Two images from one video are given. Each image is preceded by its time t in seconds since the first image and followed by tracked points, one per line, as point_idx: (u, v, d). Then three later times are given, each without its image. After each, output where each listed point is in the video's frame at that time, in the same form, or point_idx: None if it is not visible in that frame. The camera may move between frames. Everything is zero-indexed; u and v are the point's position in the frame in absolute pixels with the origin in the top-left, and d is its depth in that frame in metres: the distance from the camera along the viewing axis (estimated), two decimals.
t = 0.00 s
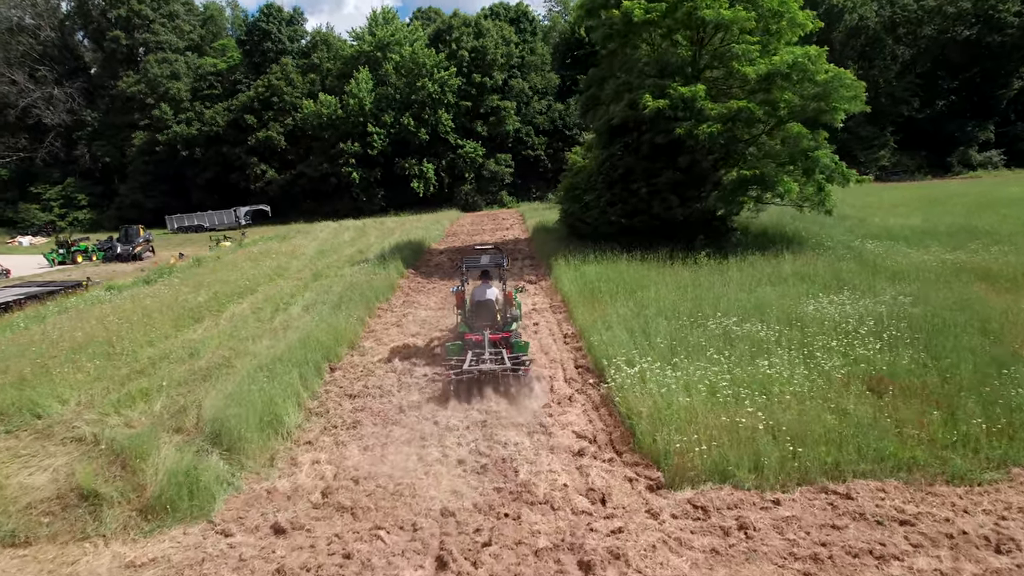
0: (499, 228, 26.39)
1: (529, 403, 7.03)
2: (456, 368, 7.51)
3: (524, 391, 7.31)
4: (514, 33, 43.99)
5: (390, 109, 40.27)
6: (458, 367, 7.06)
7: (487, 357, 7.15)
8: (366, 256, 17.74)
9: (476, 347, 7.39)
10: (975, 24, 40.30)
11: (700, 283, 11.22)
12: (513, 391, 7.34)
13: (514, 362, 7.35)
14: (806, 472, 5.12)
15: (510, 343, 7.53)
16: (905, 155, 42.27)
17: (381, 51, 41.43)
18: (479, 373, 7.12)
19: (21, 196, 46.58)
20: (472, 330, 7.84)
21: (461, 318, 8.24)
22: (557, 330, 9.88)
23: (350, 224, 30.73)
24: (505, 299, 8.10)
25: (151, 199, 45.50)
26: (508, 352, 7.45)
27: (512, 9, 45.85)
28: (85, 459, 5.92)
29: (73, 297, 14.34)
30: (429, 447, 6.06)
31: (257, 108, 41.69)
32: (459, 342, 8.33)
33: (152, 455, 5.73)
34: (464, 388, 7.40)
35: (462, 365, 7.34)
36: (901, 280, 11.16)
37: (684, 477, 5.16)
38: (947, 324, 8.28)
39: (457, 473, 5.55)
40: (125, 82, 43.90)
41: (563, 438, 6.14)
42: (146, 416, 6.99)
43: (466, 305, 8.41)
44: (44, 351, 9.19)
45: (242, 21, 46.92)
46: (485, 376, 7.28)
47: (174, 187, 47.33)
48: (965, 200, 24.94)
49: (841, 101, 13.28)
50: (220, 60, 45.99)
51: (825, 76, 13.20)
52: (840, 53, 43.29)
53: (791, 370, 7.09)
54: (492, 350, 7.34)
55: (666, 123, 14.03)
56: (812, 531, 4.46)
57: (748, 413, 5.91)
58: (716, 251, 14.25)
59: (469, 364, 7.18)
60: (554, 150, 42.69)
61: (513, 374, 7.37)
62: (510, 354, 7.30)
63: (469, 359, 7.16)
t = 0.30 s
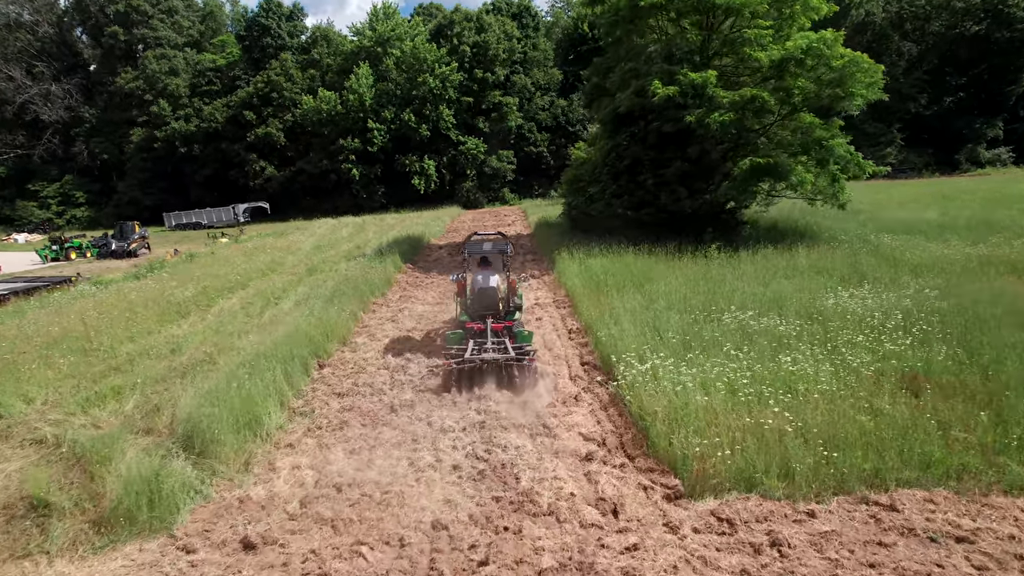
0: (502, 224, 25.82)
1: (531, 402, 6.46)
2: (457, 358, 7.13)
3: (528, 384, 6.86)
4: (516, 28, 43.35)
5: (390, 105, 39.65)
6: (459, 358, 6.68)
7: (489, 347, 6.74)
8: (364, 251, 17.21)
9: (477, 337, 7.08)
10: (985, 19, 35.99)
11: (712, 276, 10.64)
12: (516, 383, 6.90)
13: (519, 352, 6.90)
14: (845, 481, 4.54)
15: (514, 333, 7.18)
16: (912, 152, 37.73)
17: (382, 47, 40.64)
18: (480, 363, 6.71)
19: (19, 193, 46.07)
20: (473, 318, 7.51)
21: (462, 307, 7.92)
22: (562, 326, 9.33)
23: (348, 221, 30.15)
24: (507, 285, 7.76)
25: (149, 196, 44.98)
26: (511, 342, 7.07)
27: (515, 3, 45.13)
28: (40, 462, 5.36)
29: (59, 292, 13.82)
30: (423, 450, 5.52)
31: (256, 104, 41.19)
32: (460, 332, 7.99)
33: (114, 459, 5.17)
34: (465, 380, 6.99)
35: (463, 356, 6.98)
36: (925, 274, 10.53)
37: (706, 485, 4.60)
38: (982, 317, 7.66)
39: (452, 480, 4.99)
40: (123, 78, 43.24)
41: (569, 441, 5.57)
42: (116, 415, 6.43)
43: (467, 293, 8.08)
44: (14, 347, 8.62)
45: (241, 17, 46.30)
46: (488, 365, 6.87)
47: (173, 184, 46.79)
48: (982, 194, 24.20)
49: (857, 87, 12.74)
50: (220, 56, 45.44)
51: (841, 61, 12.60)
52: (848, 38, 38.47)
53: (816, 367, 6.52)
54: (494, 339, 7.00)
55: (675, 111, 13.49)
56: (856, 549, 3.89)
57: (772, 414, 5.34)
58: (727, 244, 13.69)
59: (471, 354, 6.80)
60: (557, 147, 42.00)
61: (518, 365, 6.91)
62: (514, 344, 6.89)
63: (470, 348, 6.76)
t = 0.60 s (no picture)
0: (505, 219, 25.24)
1: (536, 402, 5.88)
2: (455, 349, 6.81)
3: (532, 373, 6.49)
4: (519, 23, 42.68)
5: (390, 101, 39.00)
6: (456, 348, 6.34)
7: (489, 337, 6.41)
8: (362, 245, 16.65)
9: (477, 327, 6.76)
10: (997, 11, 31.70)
11: (726, 269, 10.05)
12: (518, 378, 6.43)
13: (520, 341, 6.54)
14: (898, 491, 3.94)
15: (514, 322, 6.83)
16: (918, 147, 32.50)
17: (382, 42, 40.10)
18: (480, 353, 6.39)
19: (15, 190, 44.75)
20: (472, 309, 7.13)
21: (459, 297, 7.57)
22: (567, 320, 8.76)
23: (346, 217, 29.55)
24: (506, 271, 7.42)
25: (147, 193, 44.26)
26: (512, 331, 6.75)
27: None
28: None
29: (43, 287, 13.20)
30: (415, 455, 4.95)
31: (255, 100, 40.49)
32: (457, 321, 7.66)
33: (66, 465, 4.59)
34: (466, 369, 6.59)
35: (461, 346, 6.65)
36: (952, 267, 9.87)
37: (737, 496, 4.02)
38: None
39: (447, 489, 4.42)
40: (121, 74, 42.37)
41: (578, 445, 5.00)
42: (80, 416, 5.84)
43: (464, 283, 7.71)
44: None
45: (240, 12, 45.58)
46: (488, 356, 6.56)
47: (171, 180, 46.08)
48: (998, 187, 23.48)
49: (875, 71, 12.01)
50: (219, 52, 44.75)
51: (859, 44, 11.87)
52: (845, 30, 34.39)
53: (849, 364, 5.91)
54: (494, 329, 6.66)
55: (686, 98, 12.93)
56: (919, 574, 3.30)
57: (806, 414, 4.76)
58: (738, 237, 13.10)
59: (469, 344, 6.46)
60: (559, 143, 41.38)
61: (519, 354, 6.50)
62: (514, 333, 6.57)
63: (469, 337, 6.43)
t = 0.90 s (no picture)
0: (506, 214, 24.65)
1: (539, 400, 5.30)
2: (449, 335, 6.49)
3: (529, 361, 6.17)
4: (520, 18, 42.00)
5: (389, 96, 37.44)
6: (448, 333, 5.99)
7: (483, 322, 6.07)
8: (359, 239, 16.08)
9: (471, 313, 6.43)
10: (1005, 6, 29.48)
11: (740, 260, 9.45)
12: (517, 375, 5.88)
13: (516, 327, 6.21)
14: (967, 505, 3.32)
15: (512, 308, 6.57)
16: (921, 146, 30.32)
17: (382, 36, 38.53)
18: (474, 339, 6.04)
19: (11, 188, 43.33)
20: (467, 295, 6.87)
21: (455, 285, 7.28)
22: (571, 313, 8.20)
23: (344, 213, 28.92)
24: (504, 259, 7.21)
25: (145, 190, 43.44)
26: (508, 317, 6.44)
27: None
28: None
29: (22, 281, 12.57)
30: (403, 459, 4.40)
31: (253, 96, 39.92)
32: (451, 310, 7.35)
33: None
34: (459, 354, 6.35)
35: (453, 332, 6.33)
36: (984, 258, 9.23)
37: (775, 509, 3.42)
38: None
39: (437, 501, 3.84)
40: (117, 70, 41.73)
41: (587, 449, 4.41)
42: (32, 417, 5.24)
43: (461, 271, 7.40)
44: None
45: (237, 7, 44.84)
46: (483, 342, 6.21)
47: (168, 178, 45.28)
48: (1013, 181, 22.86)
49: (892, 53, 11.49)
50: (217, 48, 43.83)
51: (877, 25, 11.29)
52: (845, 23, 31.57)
53: (887, 359, 5.32)
54: (491, 315, 6.31)
55: (694, 84, 12.40)
56: None
57: (847, 413, 4.18)
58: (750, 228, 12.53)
59: (463, 329, 6.10)
60: (561, 140, 40.66)
61: (515, 341, 6.18)
62: (510, 318, 6.25)
63: (463, 322, 6.10)
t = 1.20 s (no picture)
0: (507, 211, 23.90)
1: (541, 398, 4.72)
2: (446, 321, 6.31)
3: (531, 349, 5.73)
4: (521, 15, 40.99)
5: (388, 94, 35.89)
6: (444, 319, 5.75)
7: (483, 308, 5.84)
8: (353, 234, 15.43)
9: (470, 300, 6.22)
10: None
11: (755, 251, 8.85)
12: (517, 371, 5.30)
13: (517, 314, 5.90)
14: None
15: (512, 295, 6.39)
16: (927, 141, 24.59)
17: (382, 33, 37.13)
18: (473, 325, 5.80)
19: (6, 188, 39.89)
20: (466, 280, 6.64)
21: (453, 269, 7.03)
22: (574, 307, 7.61)
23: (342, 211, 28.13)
24: (505, 241, 6.89)
25: (141, 190, 41.09)
26: (509, 304, 6.19)
27: None
28: None
29: None
30: (384, 465, 3.82)
31: (251, 93, 37.99)
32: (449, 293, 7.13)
33: None
34: (456, 341, 5.87)
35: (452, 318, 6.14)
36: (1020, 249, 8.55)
37: (824, 526, 2.85)
38: None
39: (421, 515, 3.26)
40: (114, 68, 39.70)
41: (596, 453, 3.84)
42: None
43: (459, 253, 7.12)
44: None
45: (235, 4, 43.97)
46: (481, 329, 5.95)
47: (166, 176, 42.89)
48: None
49: (912, 35, 10.89)
50: (216, 45, 42.23)
51: (897, 5, 10.67)
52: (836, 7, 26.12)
53: (931, 352, 4.73)
54: (490, 301, 6.10)
55: (703, 69, 11.82)
56: None
57: (899, 409, 3.60)
58: (762, 220, 11.93)
59: (462, 315, 5.91)
60: (563, 138, 39.61)
61: (515, 326, 5.82)
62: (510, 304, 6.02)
63: (461, 308, 5.84)
